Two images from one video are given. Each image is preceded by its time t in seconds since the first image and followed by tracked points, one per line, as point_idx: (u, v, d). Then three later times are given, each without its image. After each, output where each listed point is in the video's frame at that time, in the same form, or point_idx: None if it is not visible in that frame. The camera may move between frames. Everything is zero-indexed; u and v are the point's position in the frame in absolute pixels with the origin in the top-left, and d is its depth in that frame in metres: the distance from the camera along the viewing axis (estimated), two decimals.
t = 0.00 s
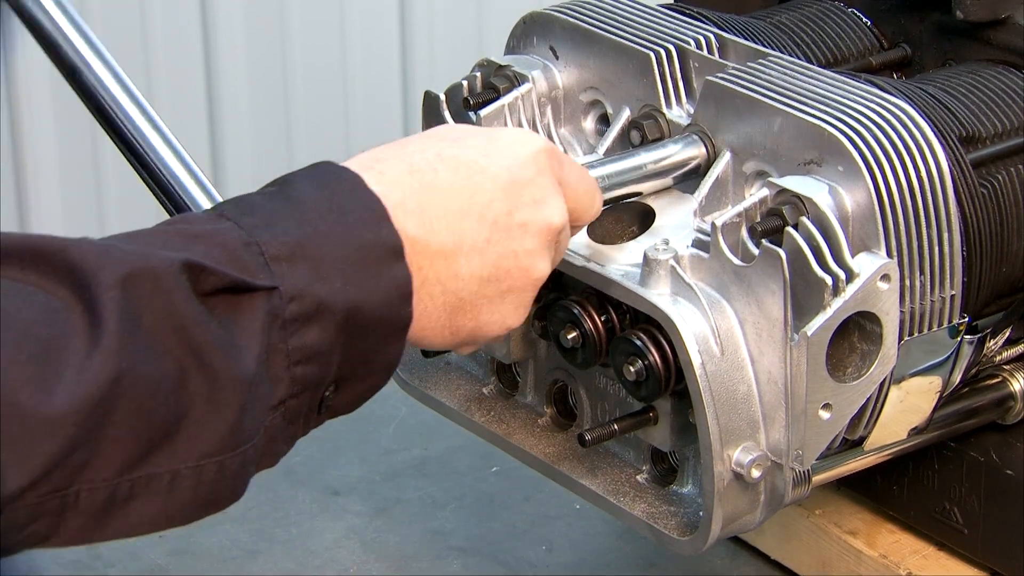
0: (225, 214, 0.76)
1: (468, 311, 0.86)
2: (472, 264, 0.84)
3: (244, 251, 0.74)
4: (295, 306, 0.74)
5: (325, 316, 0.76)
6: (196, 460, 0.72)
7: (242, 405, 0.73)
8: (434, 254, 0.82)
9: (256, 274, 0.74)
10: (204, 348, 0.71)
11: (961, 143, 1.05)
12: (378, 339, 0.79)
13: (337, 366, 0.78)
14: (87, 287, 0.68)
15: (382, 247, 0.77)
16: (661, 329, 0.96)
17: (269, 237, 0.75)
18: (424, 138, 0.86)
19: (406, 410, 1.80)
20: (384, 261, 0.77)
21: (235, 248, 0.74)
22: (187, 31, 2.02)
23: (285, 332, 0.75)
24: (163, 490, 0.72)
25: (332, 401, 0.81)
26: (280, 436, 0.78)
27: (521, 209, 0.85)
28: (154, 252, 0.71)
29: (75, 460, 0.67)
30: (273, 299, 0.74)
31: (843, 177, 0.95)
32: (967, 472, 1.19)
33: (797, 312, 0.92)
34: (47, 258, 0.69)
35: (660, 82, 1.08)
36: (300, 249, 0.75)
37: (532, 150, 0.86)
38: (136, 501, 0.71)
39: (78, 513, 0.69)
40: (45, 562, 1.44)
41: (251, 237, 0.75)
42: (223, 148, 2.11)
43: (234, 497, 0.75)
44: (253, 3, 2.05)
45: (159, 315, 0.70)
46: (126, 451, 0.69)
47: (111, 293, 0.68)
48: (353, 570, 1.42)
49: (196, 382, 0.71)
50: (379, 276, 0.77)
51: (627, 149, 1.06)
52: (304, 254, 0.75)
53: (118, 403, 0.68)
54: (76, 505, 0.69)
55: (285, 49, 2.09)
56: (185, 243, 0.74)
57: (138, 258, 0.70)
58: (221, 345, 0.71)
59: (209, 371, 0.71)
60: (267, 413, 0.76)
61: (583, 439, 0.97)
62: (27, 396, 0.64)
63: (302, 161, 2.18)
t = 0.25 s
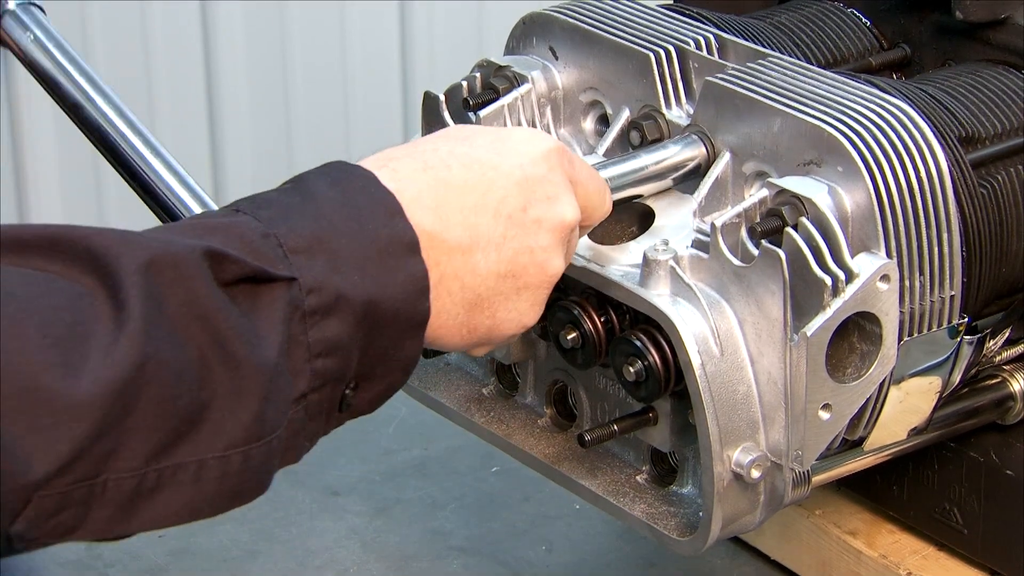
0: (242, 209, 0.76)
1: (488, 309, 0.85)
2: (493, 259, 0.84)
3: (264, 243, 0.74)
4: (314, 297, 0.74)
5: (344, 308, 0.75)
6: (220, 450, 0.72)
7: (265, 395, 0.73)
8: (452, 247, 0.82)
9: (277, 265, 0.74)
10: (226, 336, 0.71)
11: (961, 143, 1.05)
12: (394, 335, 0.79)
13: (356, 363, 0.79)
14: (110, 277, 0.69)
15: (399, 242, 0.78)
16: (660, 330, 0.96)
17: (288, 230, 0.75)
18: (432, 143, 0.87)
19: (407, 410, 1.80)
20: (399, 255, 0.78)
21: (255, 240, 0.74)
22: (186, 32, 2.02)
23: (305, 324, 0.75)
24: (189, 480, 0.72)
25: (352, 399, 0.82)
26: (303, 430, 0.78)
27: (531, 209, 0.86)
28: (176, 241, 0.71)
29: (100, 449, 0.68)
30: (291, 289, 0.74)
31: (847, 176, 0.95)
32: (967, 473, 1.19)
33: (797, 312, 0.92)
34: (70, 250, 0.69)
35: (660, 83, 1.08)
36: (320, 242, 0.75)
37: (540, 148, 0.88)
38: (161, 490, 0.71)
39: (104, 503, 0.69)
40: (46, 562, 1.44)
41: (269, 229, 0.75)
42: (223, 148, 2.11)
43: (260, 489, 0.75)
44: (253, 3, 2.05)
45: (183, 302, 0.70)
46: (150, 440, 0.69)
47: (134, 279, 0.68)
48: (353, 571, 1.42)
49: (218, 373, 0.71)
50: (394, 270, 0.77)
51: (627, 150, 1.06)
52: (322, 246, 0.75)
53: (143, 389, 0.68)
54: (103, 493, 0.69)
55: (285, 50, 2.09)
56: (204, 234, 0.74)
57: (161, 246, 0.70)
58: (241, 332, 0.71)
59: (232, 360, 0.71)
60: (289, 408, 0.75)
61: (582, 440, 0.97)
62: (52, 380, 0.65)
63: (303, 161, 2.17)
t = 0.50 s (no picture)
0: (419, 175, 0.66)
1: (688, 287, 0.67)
2: (801, 187, 0.69)
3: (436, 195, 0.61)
4: (489, 247, 0.61)
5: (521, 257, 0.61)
6: (396, 389, 0.60)
7: (439, 337, 0.60)
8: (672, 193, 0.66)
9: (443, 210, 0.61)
10: (388, 275, 0.59)
11: (960, 143, 1.05)
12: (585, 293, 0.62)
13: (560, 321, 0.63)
14: (258, 203, 0.59)
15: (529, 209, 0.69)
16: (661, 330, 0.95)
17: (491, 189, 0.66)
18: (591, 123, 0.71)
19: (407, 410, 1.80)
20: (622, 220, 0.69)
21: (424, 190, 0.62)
22: (186, 31, 2.01)
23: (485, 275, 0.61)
24: (357, 427, 0.60)
25: (557, 362, 0.65)
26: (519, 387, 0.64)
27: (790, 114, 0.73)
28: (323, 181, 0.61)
29: (253, 389, 0.57)
30: (465, 238, 0.60)
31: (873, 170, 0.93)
32: (967, 472, 1.19)
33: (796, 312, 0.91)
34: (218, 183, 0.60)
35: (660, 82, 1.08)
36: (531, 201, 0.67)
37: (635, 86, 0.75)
38: (334, 433, 0.59)
39: (280, 439, 0.58)
40: (46, 563, 1.43)
41: (450, 181, 0.63)
42: (223, 149, 2.10)
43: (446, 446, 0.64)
44: (254, 4, 2.04)
45: (336, 236, 0.59)
46: (321, 372, 0.58)
47: (285, 210, 0.58)
48: (354, 571, 1.41)
49: (387, 318, 0.59)
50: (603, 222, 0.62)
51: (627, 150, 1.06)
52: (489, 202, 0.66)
53: (297, 319, 0.58)
54: (265, 440, 0.58)
55: (286, 50, 2.09)
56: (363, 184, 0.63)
57: (311, 184, 0.60)
58: (408, 271, 0.60)
59: (395, 301, 0.59)
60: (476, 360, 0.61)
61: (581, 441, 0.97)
62: (201, 306, 0.55)
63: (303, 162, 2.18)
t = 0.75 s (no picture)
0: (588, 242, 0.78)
1: (852, 346, 0.84)
2: (930, 235, 0.87)
3: (603, 263, 0.74)
4: (652, 320, 0.74)
5: (682, 336, 0.75)
6: (544, 437, 0.71)
7: (593, 389, 0.71)
8: (834, 258, 0.83)
9: (614, 280, 0.73)
10: (555, 319, 0.70)
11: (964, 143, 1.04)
12: (731, 377, 0.78)
13: (692, 400, 0.78)
14: (441, 239, 0.71)
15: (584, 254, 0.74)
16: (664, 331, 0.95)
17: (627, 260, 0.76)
18: (701, 190, 0.90)
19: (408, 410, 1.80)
20: (739, 301, 0.76)
21: (595, 257, 0.74)
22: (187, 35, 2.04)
23: (641, 345, 0.74)
24: (510, 461, 0.70)
25: (683, 444, 0.80)
26: (634, 455, 0.77)
27: (941, 157, 0.91)
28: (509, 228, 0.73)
29: (427, 403, 0.67)
30: (631, 306, 0.73)
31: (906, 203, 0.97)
32: (968, 473, 1.19)
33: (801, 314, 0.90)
34: (401, 216, 0.73)
35: (663, 82, 1.08)
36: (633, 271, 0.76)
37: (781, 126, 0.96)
38: (479, 467, 0.70)
39: (423, 463, 0.68)
40: (47, 562, 1.44)
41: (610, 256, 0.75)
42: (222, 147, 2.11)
43: (579, 493, 0.74)
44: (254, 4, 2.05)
45: (515, 284, 0.71)
46: (471, 407, 0.69)
47: (463, 246, 0.70)
48: (354, 570, 1.41)
49: (547, 359, 0.71)
50: (740, 316, 0.76)
51: (629, 149, 1.06)
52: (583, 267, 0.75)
53: (468, 346, 0.68)
54: (419, 460, 0.68)
55: (285, 50, 2.09)
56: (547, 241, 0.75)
57: (492, 225, 0.71)
58: (576, 322, 0.71)
59: (559, 347, 0.70)
60: (620, 424, 0.74)
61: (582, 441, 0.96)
62: (380, 314, 0.66)
63: (302, 162, 2.18)
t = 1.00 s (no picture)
0: (590, 250, 0.77)
1: (843, 349, 0.85)
2: (926, 237, 0.88)
3: (611, 281, 0.74)
4: (659, 338, 0.74)
5: (687, 354, 0.75)
6: (562, 469, 0.71)
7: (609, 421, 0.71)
8: (829, 261, 0.83)
9: (621, 300, 0.73)
10: (572, 355, 0.70)
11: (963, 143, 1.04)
12: (735, 391, 0.79)
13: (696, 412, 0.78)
14: (464, 273, 0.70)
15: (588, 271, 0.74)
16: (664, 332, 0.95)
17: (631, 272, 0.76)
18: (695, 187, 0.91)
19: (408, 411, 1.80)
20: (744, 311, 0.77)
21: (604, 277, 0.74)
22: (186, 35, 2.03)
23: (649, 364, 0.74)
24: (528, 498, 0.70)
25: (687, 452, 0.81)
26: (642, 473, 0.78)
27: (939, 161, 0.91)
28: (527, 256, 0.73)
29: (447, 446, 0.67)
30: (637, 326, 0.73)
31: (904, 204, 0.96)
32: (968, 472, 1.19)
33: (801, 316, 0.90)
34: (416, 242, 0.72)
35: (663, 82, 1.08)
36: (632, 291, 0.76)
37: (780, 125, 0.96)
38: (500, 504, 0.70)
39: (445, 503, 0.69)
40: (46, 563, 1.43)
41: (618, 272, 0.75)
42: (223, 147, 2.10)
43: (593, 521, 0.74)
44: (254, 3, 2.05)
45: (532, 316, 0.70)
46: (496, 445, 0.69)
47: (485, 282, 0.69)
48: (354, 571, 1.41)
49: (564, 389, 0.71)
50: (740, 322, 0.77)
51: (629, 149, 1.06)
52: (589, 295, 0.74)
53: (492, 388, 0.68)
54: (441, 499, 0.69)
55: (285, 49, 2.09)
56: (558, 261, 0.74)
57: (512, 257, 0.71)
58: (591, 352, 0.71)
59: (576, 379, 0.70)
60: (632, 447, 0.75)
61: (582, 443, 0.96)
62: (410, 364, 0.65)
63: (302, 162, 2.18)
